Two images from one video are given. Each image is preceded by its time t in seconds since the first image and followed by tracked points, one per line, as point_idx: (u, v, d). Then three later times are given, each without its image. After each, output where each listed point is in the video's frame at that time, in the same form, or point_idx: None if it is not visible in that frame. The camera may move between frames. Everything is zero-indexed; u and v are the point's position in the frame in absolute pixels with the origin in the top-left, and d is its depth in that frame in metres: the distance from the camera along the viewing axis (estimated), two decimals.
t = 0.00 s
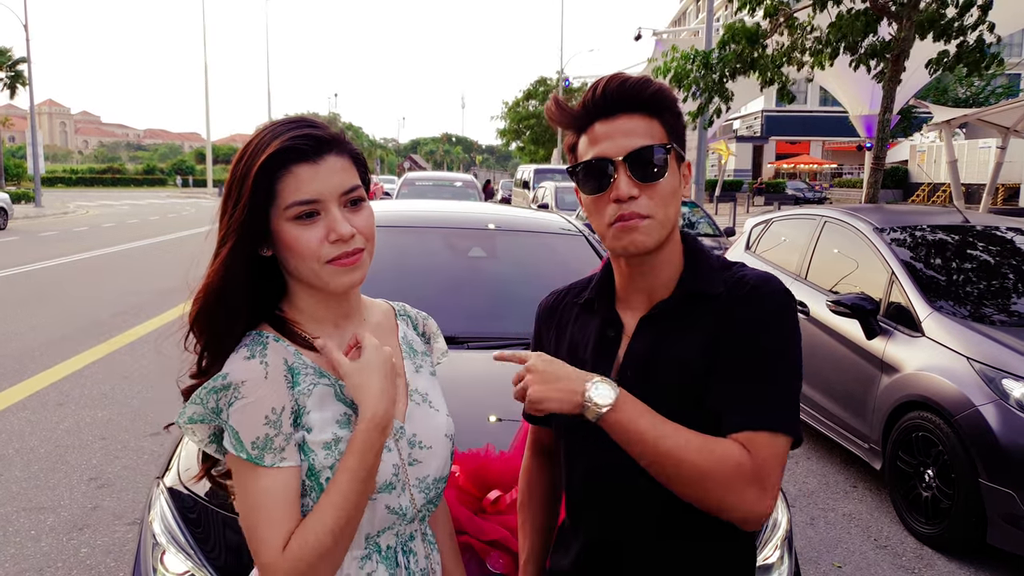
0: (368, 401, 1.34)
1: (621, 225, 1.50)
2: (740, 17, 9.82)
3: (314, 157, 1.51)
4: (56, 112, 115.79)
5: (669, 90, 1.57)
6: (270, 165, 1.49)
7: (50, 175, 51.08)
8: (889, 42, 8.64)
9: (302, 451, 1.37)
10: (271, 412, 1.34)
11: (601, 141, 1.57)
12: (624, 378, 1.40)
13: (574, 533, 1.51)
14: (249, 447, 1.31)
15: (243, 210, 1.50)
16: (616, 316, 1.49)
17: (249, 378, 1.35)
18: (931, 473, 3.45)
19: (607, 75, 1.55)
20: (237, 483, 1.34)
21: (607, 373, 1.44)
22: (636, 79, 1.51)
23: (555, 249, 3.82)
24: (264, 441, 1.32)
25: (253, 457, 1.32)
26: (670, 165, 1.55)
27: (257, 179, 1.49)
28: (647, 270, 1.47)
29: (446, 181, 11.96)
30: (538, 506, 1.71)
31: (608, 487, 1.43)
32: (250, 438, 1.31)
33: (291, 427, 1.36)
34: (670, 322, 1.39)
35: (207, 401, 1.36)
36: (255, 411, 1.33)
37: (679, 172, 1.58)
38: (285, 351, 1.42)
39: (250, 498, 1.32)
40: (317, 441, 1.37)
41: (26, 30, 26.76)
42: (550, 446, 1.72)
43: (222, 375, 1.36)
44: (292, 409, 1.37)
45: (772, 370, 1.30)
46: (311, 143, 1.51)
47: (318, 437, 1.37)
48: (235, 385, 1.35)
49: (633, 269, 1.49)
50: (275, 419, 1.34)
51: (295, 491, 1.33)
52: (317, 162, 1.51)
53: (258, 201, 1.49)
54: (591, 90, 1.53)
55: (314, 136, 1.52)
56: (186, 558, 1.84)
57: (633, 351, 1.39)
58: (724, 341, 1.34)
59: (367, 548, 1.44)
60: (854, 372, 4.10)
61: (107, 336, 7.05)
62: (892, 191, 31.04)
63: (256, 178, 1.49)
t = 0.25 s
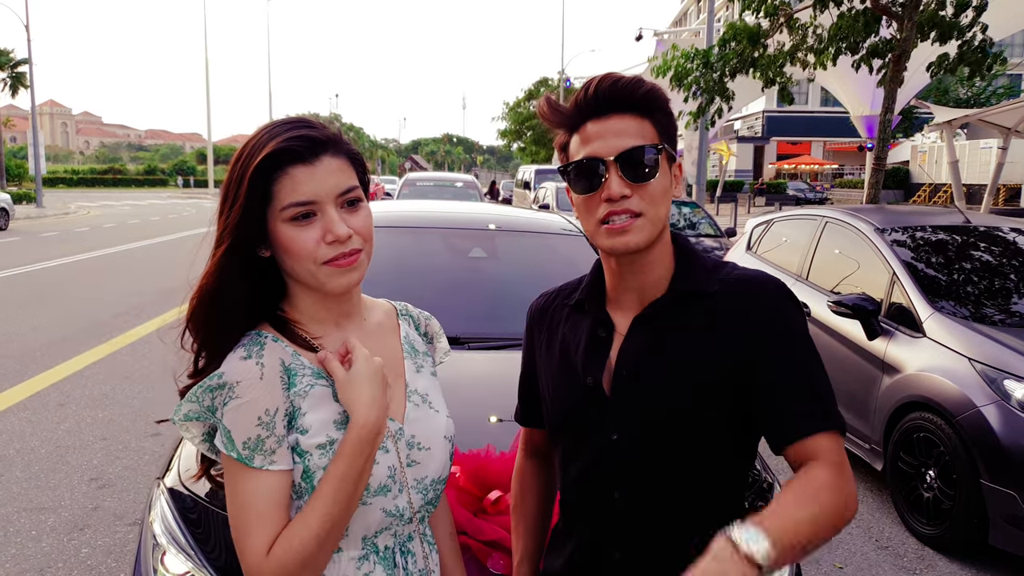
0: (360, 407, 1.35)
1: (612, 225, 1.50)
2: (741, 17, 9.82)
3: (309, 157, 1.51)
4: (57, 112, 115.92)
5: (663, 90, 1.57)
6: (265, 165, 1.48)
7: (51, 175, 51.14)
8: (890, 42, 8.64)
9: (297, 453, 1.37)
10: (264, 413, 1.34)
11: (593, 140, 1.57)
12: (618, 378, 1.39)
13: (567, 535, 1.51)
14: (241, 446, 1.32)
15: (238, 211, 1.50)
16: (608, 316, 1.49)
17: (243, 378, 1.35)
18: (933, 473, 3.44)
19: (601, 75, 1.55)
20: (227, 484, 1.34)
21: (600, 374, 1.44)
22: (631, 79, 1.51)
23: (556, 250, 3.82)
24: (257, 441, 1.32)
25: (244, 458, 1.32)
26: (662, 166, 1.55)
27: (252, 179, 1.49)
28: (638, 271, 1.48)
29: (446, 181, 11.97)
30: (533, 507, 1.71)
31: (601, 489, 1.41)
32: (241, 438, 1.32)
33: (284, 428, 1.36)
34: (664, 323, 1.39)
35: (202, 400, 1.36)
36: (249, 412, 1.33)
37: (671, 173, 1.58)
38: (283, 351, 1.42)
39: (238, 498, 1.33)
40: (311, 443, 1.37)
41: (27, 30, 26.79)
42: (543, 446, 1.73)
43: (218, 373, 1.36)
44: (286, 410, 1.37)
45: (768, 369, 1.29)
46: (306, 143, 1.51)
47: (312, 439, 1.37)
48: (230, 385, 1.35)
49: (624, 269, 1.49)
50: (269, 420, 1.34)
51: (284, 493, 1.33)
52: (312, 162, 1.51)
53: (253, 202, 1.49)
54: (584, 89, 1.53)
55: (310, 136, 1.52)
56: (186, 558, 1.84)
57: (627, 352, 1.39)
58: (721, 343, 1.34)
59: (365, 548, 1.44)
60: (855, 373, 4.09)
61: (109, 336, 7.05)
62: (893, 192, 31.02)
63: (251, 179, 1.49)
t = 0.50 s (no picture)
0: (361, 424, 1.35)
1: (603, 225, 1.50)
2: (742, 17, 9.82)
3: (306, 158, 1.51)
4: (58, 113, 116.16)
5: (656, 90, 1.56)
6: (262, 165, 1.49)
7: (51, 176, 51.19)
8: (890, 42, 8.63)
9: (291, 456, 1.36)
10: (255, 414, 1.33)
11: (585, 139, 1.58)
12: (616, 381, 1.39)
13: (563, 537, 1.52)
14: (230, 445, 1.32)
15: (236, 211, 1.50)
16: (604, 318, 1.48)
17: (236, 377, 1.35)
18: (934, 474, 3.43)
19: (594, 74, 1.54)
20: (218, 484, 1.35)
21: (597, 378, 1.43)
22: (622, 77, 1.51)
23: (556, 249, 3.82)
24: (246, 441, 1.32)
25: (233, 458, 1.32)
26: (655, 165, 1.54)
27: (249, 179, 1.49)
28: (631, 272, 1.48)
29: (447, 182, 11.98)
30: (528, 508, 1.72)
31: (598, 493, 1.42)
32: (231, 436, 1.32)
33: (276, 429, 1.35)
34: (659, 327, 1.39)
35: (196, 397, 1.37)
36: (241, 411, 1.33)
37: (665, 173, 1.57)
38: (279, 352, 1.42)
39: (228, 499, 1.33)
40: (306, 447, 1.36)
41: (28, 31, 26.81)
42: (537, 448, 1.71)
43: (211, 373, 1.36)
44: (280, 412, 1.36)
45: (765, 374, 1.31)
46: (304, 143, 1.51)
47: (307, 442, 1.36)
48: (223, 384, 1.35)
49: (619, 269, 1.49)
50: (260, 421, 1.33)
51: (273, 496, 1.34)
52: (310, 162, 1.51)
53: (251, 202, 1.49)
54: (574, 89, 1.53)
55: (307, 136, 1.52)
56: (187, 559, 1.84)
57: (624, 355, 1.39)
58: (719, 347, 1.34)
59: (362, 550, 1.43)
60: (857, 373, 4.08)
61: (110, 336, 7.06)
62: (894, 192, 31.01)
63: (248, 178, 1.49)
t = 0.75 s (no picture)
0: (372, 450, 1.36)
1: (601, 227, 1.50)
2: (744, 18, 9.81)
3: (306, 158, 1.51)
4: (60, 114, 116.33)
5: (654, 90, 1.56)
6: (262, 166, 1.48)
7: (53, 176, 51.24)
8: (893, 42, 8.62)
9: (289, 459, 1.36)
10: (251, 415, 1.33)
11: (584, 140, 1.57)
12: (623, 388, 1.38)
13: (565, 541, 1.52)
14: (226, 446, 1.32)
15: (236, 212, 1.50)
16: (604, 321, 1.48)
17: (233, 378, 1.35)
18: (936, 474, 3.43)
19: (592, 74, 1.54)
20: (211, 483, 1.35)
21: (601, 383, 1.42)
22: (620, 77, 1.51)
23: (557, 250, 3.82)
24: (242, 442, 1.32)
25: (227, 459, 1.32)
26: (654, 166, 1.54)
27: (248, 180, 1.49)
28: (631, 274, 1.48)
29: (448, 182, 11.98)
30: (527, 508, 1.72)
31: (603, 497, 1.42)
32: (227, 437, 1.32)
33: (273, 432, 1.35)
34: (664, 331, 1.39)
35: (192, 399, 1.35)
36: (238, 413, 1.33)
37: (664, 174, 1.57)
38: (277, 353, 1.41)
39: (221, 500, 1.33)
40: (304, 451, 1.36)
41: (30, 31, 26.84)
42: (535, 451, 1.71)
43: (209, 372, 1.35)
44: (277, 414, 1.36)
45: (778, 373, 1.34)
46: (303, 143, 1.51)
47: (305, 447, 1.36)
48: (219, 385, 1.34)
49: (618, 271, 1.49)
50: (256, 423, 1.33)
51: (267, 498, 1.34)
52: (309, 162, 1.51)
53: (250, 202, 1.49)
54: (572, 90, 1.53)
55: (306, 137, 1.51)
56: (187, 559, 1.84)
57: (630, 360, 1.38)
58: (727, 351, 1.35)
59: (362, 553, 1.43)
60: (858, 374, 4.08)
61: (112, 336, 7.07)
62: (896, 192, 30.96)
63: (247, 179, 1.49)
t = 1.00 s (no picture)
0: (389, 467, 1.36)
1: (602, 228, 1.50)
2: (746, 19, 9.81)
3: (307, 158, 1.51)
4: (62, 114, 116.47)
5: (653, 89, 1.57)
6: (264, 166, 1.49)
7: (55, 177, 51.31)
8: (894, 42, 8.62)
9: (290, 460, 1.36)
10: (260, 415, 1.34)
11: (584, 141, 1.58)
12: (625, 387, 1.38)
13: (567, 541, 1.52)
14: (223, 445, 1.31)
15: (239, 212, 1.51)
16: (605, 322, 1.49)
17: (235, 378, 1.35)
18: (937, 475, 3.43)
19: (591, 74, 1.55)
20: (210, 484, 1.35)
21: (603, 384, 1.42)
22: (619, 77, 1.51)
23: (559, 250, 3.82)
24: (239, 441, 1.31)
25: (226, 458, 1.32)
26: (654, 167, 1.55)
27: (251, 180, 1.49)
28: (632, 274, 1.49)
29: (450, 182, 11.99)
30: (517, 507, 1.72)
31: (604, 498, 1.42)
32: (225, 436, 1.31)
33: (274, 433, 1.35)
34: (665, 331, 1.39)
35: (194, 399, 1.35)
36: (237, 411, 1.32)
37: (664, 175, 1.58)
38: (280, 353, 1.42)
39: (221, 501, 1.32)
40: (305, 451, 1.36)
41: (32, 32, 26.89)
42: (527, 451, 1.71)
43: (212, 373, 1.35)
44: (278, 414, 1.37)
45: (777, 375, 1.34)
46: (305, 144, 1.51)
47: (307, 447, 1.37)
48: (221, 385, 1.34)
49: (618, 272, 1.50)
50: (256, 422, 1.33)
51: (267, 498, 1.34)
52: (311, 162, 1.51)
53: (253, 202, 1.50)
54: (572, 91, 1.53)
55: (308, 136, 1.52)
56: (189, 559, 1.84)
57: (632, 360, 1.38)
58: (727, 351, 1.35)
59: (363, 554, 1.44)
60: (859, 374, 4.08)
61: (113, 336, 7.09)
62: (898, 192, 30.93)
63: (250, 179, 1.49)
